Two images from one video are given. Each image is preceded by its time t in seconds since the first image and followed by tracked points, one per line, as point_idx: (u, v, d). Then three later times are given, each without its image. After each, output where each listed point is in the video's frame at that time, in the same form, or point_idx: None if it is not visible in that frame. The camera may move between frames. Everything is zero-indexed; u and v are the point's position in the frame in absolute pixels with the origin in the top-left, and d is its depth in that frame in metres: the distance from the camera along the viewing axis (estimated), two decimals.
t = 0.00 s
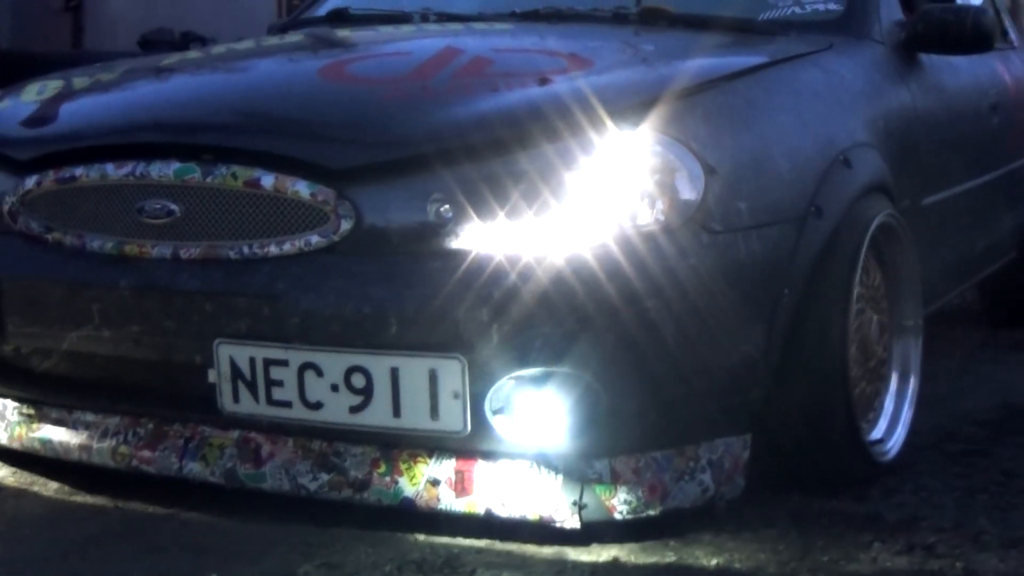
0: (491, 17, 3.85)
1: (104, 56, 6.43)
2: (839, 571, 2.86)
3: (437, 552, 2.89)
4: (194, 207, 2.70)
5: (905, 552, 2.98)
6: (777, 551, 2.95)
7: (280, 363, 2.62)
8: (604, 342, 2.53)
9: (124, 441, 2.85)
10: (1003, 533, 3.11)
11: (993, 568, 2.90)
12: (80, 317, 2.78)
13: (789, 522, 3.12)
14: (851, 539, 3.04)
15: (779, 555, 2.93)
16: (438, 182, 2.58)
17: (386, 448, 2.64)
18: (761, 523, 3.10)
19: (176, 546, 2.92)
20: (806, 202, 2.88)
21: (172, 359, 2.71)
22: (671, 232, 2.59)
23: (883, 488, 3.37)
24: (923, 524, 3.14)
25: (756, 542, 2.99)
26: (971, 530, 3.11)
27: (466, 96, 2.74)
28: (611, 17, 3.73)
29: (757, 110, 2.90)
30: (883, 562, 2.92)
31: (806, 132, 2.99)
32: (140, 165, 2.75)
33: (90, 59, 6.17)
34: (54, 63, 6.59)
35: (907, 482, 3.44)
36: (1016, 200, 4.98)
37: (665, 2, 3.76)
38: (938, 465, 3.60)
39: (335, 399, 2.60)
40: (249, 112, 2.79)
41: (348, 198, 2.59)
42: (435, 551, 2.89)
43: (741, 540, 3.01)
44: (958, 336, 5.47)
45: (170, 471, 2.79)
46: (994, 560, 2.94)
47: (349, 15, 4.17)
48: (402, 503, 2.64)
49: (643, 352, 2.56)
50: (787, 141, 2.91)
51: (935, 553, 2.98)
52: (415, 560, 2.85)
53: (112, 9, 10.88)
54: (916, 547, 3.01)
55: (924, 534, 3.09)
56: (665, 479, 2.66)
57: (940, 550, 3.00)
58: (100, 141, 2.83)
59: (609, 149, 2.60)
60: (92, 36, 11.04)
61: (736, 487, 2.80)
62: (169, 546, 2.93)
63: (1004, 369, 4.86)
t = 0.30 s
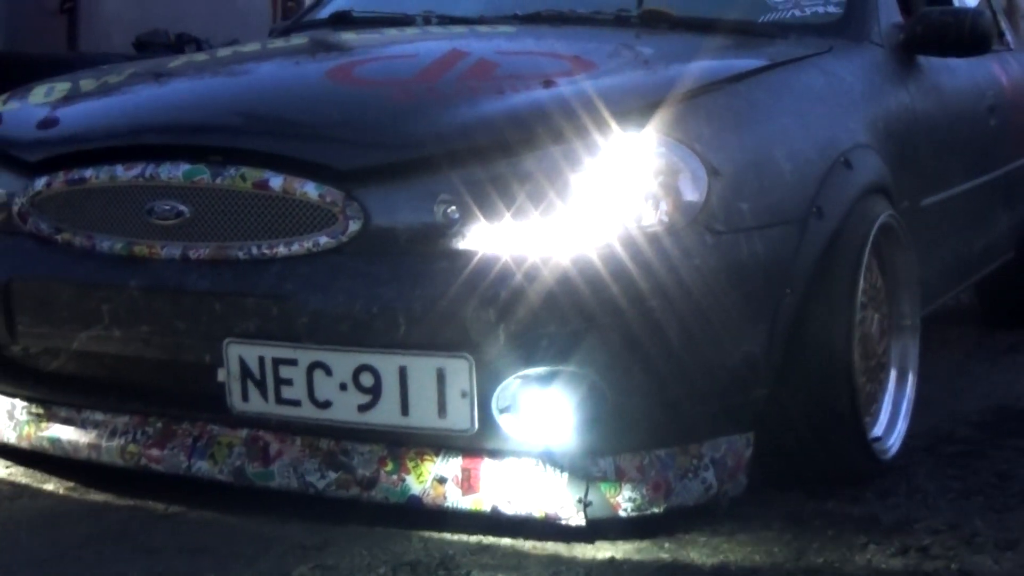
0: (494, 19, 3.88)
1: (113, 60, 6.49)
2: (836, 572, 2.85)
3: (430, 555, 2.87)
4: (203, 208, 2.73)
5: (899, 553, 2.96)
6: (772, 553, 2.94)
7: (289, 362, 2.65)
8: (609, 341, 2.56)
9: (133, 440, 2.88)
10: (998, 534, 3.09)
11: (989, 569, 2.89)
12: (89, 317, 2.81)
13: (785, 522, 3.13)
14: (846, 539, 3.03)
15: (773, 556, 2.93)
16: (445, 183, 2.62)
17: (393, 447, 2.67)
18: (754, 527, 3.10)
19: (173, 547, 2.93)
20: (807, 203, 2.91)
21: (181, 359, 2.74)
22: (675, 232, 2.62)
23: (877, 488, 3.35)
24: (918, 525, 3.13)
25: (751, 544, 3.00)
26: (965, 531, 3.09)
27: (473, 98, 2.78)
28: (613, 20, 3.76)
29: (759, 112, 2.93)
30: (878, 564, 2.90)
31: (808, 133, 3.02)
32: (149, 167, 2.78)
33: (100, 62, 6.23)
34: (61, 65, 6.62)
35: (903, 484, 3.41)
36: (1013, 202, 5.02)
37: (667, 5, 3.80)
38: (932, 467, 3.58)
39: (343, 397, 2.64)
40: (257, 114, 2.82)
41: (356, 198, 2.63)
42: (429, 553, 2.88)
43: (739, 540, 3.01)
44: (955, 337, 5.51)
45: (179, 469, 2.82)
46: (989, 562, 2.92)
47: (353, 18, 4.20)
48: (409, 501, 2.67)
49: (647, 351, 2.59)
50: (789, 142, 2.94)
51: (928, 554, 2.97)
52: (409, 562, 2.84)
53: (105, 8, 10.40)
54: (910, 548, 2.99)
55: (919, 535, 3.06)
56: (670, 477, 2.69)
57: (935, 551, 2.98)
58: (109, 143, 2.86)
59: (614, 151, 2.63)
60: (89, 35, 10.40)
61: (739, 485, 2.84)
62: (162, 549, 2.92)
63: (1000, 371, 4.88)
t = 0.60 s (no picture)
0: (498, 22, 3.92)
1: (120, 60, 6.54)
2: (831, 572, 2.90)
3: (426, 557, 2.93)
4: (216, 209, 2.77)
5: (895, 554, 3.00)
6: (767, 555, 2.97)
7: (302, 360, 2.69)
8: (617, 339, 2.60)
9: (146, 437, 2.93)
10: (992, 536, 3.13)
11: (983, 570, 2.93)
12: (103, 316, 2.85)
13: (782, 523, 3.16)
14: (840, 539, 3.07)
15: (767, 556, 2.97)
16: (454, 184, 2.66)
17: (403, 444, 2.72)
18: (751, 528, 3.12)
19: (166, 548, 3.00)
20: (811, 204, 2.96)
21: (195, 357, 2.78)
22: (681, 233, 2.66)
23: (877, 487, 3.39)
24: (913, 527, 3.16)
25: (747, 547, 3.02)
26: (961, 533, 3.13)
27: (481, 100, 2.82)
28: (616, 23, 3.80)
29: (763, 114, 2.97)
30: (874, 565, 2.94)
31: (810, 135, 3.06)
32: (163, 168, 2.82)
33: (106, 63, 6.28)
34: (66, 66, 6.66)
35: (900, 484, 3.45)
36: (1009, 203, 5.06)
37: (669, 9, 3.84)
38: (927, 469, 3.61)
39: (355, 395, 2.68)
40: (268, 116, 2.86)
41: (367, 199, 2.66)
42: (424, 555, 2.94)
43: (735, 543, 3.04)
44: (951, 338, 5.55)
45: (191, 467, 2.87)
46: (983, 563, 2.96)
47: (358, 21, 4.23)
48: (419, 497, 2.71)
49: (654, 350, 2.63)
50: (792, 144, 2.98)
51: (925, 554, 3.01)
52: (404, 564, 2.90)
53: (100, 9, 10.08)
54: (907, 550, 3.02)
55: (914, 537, 3.10)
56: (675, 473, 2.74)
57: (930, 554, 3.01)
58: (123, 144, 2.90)
59: (621, 153, 2.68)
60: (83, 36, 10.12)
61: (743, 482, 2.89)
62: (156, 551, 2.99)
63: (995, 373, 4.92)
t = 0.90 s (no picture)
0: (502, 25, 3.97)
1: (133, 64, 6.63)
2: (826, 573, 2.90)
3: (421, 559, 2.95)
4: (228, 209, 2.81)
5: (891, 556, 3.00)
6: (763, 557, 2.98)
7: (313, 359, 2.74)
8: (623, 338, 2.64)
9: (158, 435, 2.98)
10: (987, 538, 3.12)
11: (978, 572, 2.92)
12: (115, 315, 2.89)
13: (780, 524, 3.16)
14: (834, 543, 3.06)
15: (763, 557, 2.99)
16: (463, 185, 2.70)
17: (412, 441, 2.77)
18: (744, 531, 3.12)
19: (157, 550, 3.03)
20: (812, 205, 3.00)
21: (207, 356, 2.82)
22: (686, 233, 2.71)
23: (877, 484, 3.44)
24: (908, 529, 3.16)
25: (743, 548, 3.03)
26: (956, 534, 3.13)
27: (488, 103, 2.86)
28: (619, 26, 3.85)
29: (766, 116, 3.02)
30: (868, 567, 2.94)
31: (812, 136, 3.11)
32: (175, 169, 2.87)
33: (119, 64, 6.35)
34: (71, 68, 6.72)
35: (893, 486, 3.44)
36: (1006, 204, 5.10)
37: (670, 11, 3.88)
38: (921, 471, 3.61)
39: (366, 392, 2.72)
40: (279, 119, 2.91)
41: (377, 201, 2.71)
42: (420, 557, 2.97)
43: (732, 544, 3.05)
44: (949, 338, 5.60)
45: (202, 464, 2.92)
46: (980, 565, 2.96)
47: (362, 23, 4.27)
48: (428, 493, 2.76)
49: (660, 348, 2.68)
50: (794, 145, 3.03)
51: (921, 556, 3.01)
52: (399, 565, 2.92)
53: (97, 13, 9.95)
54: (901, 552, 3.02)
55: (909, 539, 3.10)
56: (680, 470, 2.79)
57: (925, 556, 3.01)
58: (135, 146, 2.95)
59: (627, 154, 2.72)
60: (77, 40, 9.91)
61: (746, 478, 2.94)
62: (151, 553, 3.02)
63: (993, 375, 4.95)
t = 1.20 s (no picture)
0: (504, 28, 4.01)
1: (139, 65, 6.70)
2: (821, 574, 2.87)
3: (416, 562, 2.88)
4: (237, 210, 2.85)
5: (886, 558, 2.98)
6: (758, 557, 2.95)
7: (321, 357, 2.78)
8: (626, 336, 2.68)
9: (166, 433, 3.01)
10: (983, 540, 3.10)
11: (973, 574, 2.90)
12: (126, 314, 2.93)
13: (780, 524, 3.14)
14: (830, 546, 3.03)
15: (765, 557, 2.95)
16: (469, 186, 2.74)
17: (418, 438, 2.81)
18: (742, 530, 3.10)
19: (155, 552, 2.95)
20: (812, 205, 3.04)
21: (216, 354, 2.87)
22: (688, 233, 2.75)
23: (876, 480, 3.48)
24: (903, 531, 3.13)
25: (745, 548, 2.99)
26: (952, 537, 3.10)
27: (493, 104, 2.90)
28: (620, 28, 3.89)
29: (767, 117, 3.06)
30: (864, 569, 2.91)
31: (812, 137, 3.15)
32: (184, 171, 2.90)
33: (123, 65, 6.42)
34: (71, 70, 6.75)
35: (889, 488, 3.41)
36: (1003, 204, 5.15)
37: (671, 13, 3.92)
38: (917, 471, 3.57)
39: (373, 390, 2.76)
40: (287, 121, 2.95)
41: (384, 201, 2.75)
42: (414, 561, 2.89)
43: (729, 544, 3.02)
44: (948, 338, 5.64)
45: (211, 461, 2.96)
46: (975, 568, 2.93)
47: (365, 26, 4.31)
48: (434, 489, 2.79)
49: (662, 346, 2.72)
50: (794, 146, 3.07)
51: (915, 557, 2.99)
52: (393, 568, 2.85)
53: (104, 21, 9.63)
54: (896, 553, 3.00)
55: (904, 541, 3.07)
56: (682, 467, 2.83)
57: (920, 557, 2.99)
58: (144, 147, 2.98)
59: (630, 156, 2.76)
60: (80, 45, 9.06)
61: (748, 475, 2.97)
62: (145, 555, 2.94)
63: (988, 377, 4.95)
